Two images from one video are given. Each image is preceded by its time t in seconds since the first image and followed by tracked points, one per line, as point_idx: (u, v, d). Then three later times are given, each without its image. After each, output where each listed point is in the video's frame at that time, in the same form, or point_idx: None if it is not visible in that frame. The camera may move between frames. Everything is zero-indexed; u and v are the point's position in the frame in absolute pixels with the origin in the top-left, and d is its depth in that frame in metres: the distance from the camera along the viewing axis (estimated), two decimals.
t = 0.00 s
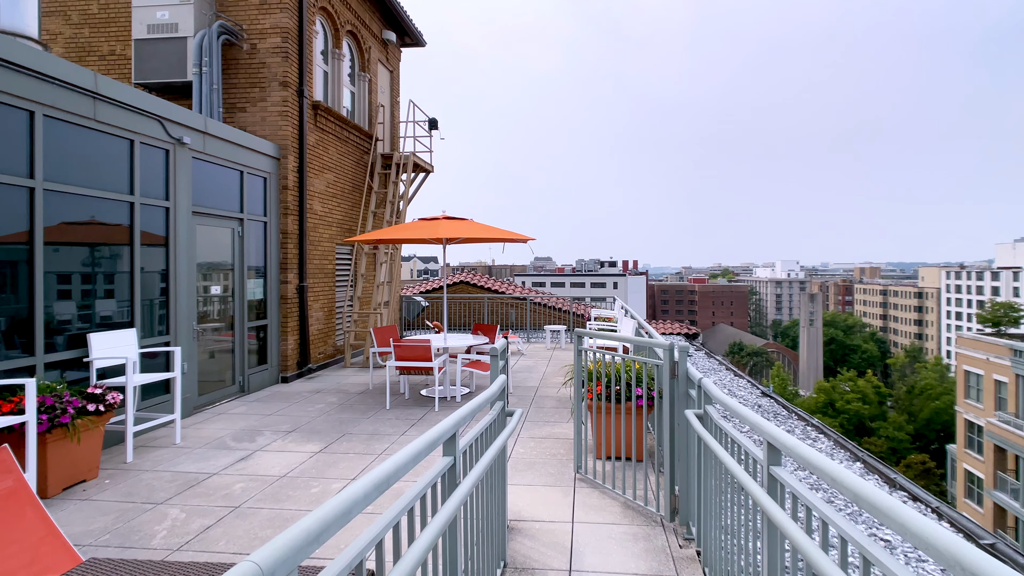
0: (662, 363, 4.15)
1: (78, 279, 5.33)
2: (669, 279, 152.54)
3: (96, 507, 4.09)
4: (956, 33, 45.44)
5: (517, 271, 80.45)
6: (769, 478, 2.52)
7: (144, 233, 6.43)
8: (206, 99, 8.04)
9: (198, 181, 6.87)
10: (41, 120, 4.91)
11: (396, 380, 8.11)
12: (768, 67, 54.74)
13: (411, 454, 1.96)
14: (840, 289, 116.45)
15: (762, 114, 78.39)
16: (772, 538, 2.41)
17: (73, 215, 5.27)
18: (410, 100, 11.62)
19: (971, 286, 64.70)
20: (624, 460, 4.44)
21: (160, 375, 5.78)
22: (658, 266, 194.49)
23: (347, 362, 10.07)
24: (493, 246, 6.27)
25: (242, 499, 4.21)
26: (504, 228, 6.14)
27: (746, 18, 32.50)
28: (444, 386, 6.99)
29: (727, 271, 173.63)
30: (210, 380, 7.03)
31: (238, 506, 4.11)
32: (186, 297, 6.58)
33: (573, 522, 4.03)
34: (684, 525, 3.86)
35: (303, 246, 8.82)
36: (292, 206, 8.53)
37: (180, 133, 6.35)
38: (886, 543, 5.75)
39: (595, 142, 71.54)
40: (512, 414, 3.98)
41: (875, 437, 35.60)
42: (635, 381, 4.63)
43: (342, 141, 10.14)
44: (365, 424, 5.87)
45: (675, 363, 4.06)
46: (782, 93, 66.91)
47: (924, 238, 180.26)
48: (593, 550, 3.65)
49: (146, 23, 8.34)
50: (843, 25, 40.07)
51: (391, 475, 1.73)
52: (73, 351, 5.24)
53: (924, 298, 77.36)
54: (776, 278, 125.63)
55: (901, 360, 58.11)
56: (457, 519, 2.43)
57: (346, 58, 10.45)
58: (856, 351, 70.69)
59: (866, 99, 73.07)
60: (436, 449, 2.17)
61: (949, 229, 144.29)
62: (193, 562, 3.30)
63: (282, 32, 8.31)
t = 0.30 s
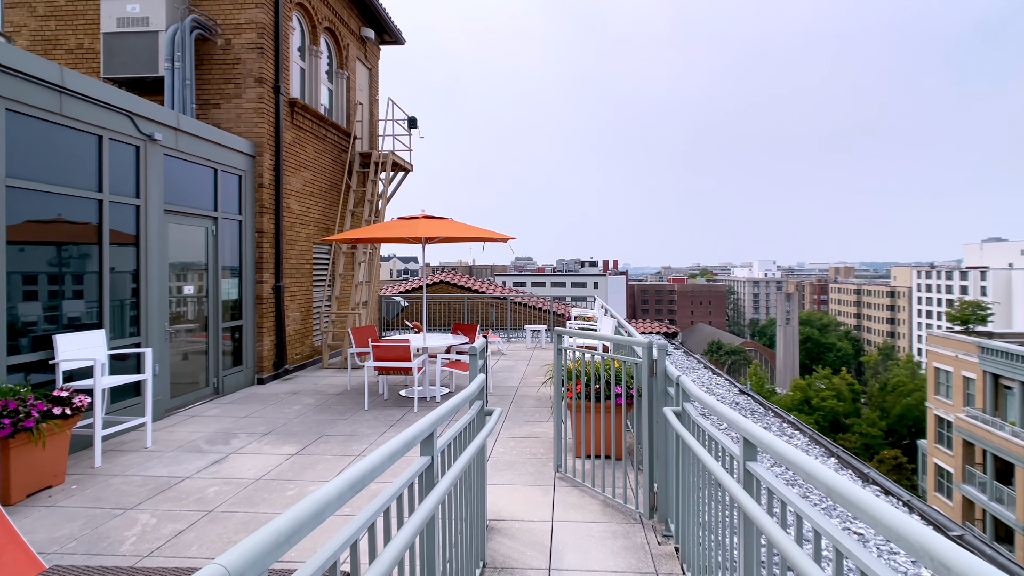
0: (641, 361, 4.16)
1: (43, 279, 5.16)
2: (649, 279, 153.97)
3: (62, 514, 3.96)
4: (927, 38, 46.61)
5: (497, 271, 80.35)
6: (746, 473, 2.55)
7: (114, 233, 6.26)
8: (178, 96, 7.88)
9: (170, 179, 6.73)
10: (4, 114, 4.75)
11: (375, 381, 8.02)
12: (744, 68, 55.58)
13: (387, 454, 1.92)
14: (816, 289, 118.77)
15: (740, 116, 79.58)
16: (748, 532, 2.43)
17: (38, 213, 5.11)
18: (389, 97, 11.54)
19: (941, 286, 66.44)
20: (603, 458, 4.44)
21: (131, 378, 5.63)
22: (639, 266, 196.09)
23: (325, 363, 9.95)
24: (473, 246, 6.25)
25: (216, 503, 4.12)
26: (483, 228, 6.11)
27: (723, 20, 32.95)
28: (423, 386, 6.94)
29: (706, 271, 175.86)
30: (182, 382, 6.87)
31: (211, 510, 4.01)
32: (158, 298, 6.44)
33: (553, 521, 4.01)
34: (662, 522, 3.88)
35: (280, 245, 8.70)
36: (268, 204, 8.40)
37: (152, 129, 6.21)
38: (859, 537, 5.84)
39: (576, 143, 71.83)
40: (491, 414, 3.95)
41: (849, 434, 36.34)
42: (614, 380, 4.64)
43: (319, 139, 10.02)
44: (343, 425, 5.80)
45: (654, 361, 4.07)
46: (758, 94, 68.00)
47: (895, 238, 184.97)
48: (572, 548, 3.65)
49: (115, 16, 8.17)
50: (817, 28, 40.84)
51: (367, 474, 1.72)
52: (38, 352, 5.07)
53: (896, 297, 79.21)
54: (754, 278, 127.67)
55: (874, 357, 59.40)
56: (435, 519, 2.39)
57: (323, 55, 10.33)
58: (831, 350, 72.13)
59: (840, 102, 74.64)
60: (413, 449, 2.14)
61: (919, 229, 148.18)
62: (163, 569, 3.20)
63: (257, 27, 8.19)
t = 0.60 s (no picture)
0: (619, 359, 4.18)
1: (3, 280, 4.98)
2: (628, 279, 155.28)
3: (23, 521, 3.82)
4: (896, 42, 47.94)
5: (476, 271, 80.17)
6: (720, 470, 2.57)
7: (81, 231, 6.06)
8: (147, 91, 7.70)
9: (139, 175, 6.55)
10: None
11: (352, 382, 7.93)
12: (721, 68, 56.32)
13: (360, 454, 1.88)
14: (790, 288, 121.11)
15: (718, 118, 80.76)
16: (724, 529, 2.46)
17: None
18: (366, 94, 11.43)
19: (910, 284, 68.27)
20: (581, 458, 4.45)
21: (96, 380, 5.47)
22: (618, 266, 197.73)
23: (301, 365, 9.82)
24: (452, 245, 6.22)
25: (187, 508, 4.02)
26: (461, 227, 6.08)
27: (700, 21, 33.44)
28: (400, 387, 6.86)
29: (684, 271, 177.95)
30: (152, 384, 6.71)
31: (181, 515, 3.92)
32: (127, 299, 6.27)
33: (531, 519, 4.00)
34: (639, 520, 3.90)
35: (253, 245, 8.54)
36: (242, 203, 8.25)
37: (121, 125, 6.06)
38: (830, 530, 5.97)
39: (556, 143, 72.10)
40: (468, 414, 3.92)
41: (822, 430, 37.10)
42: (593, 378, 4.64)
43: (294, 136, 9.87)
44: (318, 427, 5.71)
45: (631, 358, 4.09)
46: (734, 96, 69.02)
47: (866, 238, 189.76)
48: (550, 547, 3.64)
49: (81, 9, 7.99)
50: (791, 31, 41.64)
51: (339, 476, 1.68)
52: None
53: (867, 296, 81.31)
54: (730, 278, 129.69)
55: (846, 355, 60.86)
56: (411, 520, 2.36)
57: (298, 51, 10.19)
58: (805, 348, 73.67)
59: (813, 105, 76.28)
60: (387, 450, 2.10)
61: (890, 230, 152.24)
62: None
63: (230, 22, 8.04)
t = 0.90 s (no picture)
0: (596, 358, 4.19)
1: None
2: (606, 280, 156.31)
3: None
4: (865, 47, 49.22)
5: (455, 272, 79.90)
6: (694, 466, 2.60)
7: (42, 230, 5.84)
8: (115, 86, 7.46)
9: (104, 172, 6.37)
10: None
11: (326, 384, 7.82)
12: (697, 71, 57.07)
13: (332, 456, 1.85)
14: (765, 287, 123.55)
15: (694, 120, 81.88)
16: (697, 524, 2.48)
17: None
18: (342, 92, 11.33)
19: (879, 284, 70.19)
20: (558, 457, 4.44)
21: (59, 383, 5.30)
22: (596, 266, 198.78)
23: (274, 366, 9.65)
24: (428, 245, 6.17)
25: (155, 514, 3.91)
26: (438, 227, 6.04)
27: (675, 23, 33.91)
28: (377, 388, 6.79)
29: (661, 271, 179.75)
30: (118, 387, 6.52)
31: (149, 521, 3.81)
32: (91, 300, 6.08)
33: (509, 520, 3.98)
34: (616, 518, 3.91)
35: (226, 244, 8.37)
36: (213, 202, 8.08)
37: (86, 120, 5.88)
38: (801, 524, 6.09)
39: (535, 146, 72.24)
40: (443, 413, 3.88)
41: (796, 427, 37.86)
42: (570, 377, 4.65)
43: (267, 134, 9.72)
44: (292, 429, 5.61)
45: (608, 358, 4.10)
46: (710, 99, 70.03)
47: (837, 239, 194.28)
48: (528, 546, 3.63)
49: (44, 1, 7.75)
50: (764, 34, 42.43)
51: (311, 475, 1.66)
52: None
53: (839, 295, 83.22)
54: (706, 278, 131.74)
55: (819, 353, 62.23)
56: (386, 522, 2.34)
57: (272, 48, 10.03)
58: (779, 346, 75.15)
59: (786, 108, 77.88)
60: (360, 450, 2.07)
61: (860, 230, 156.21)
62: None
63: (201, 16, 7.88)
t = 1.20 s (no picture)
0: (572, 358, 4.20)
1: None
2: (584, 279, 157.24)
3: None
4: (834, 52, 50.46)
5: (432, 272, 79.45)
6: (668, 463, 2.61)
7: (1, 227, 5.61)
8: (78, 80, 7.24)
9: (67, 168, 6.17)
10: None
11: (301, 386, 7.69)
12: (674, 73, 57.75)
13: (302, 458, 1.81)
14: (738, 287, 125.58)
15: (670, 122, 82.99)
16: (671, 520, 2.49)
17: None
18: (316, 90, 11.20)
19: (849, 283, 71.87)
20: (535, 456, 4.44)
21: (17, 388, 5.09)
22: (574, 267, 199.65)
23: (246, 368, 9.46)
24: (404, 245, 6.12)
25: (119, 522, 3.79)
26: (413, 226, 6.00)
27: (652, 25, 34.32)
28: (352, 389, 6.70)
29: (638, 271, 181.45)
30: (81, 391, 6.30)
31: (112, 529, 3.68)
32: (52, 300, 5.86)
33: (485, 520, 3.96)
34: (592, 516, 3.92)
35: (195, 244, 8.19)
36: (182, 200, 7.90)
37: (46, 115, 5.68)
38: (772, 520, 6.21)
39: (516, 148, 72.23)
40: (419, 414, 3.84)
41: (769, 424, 38.45)
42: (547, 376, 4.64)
43: (239, 131, 9.55)
44: (264, 432, 5.50)
45: (584, 356, 4.11)
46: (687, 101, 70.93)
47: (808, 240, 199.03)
48: (504, 546, 3.62)
49: None
50: (739, 37, 43.23)
51: (282, 477, 1.63)
52: None
53: (811, 295, 85.17)
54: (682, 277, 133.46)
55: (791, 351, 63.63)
56: (359, 524, 2.29)
57: (244, 43, 9.86)
58: (753, 345, 76.63)
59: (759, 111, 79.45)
60: (332, 451, 2.04)
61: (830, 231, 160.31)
62: None
63: (169, 9, 7.72)
